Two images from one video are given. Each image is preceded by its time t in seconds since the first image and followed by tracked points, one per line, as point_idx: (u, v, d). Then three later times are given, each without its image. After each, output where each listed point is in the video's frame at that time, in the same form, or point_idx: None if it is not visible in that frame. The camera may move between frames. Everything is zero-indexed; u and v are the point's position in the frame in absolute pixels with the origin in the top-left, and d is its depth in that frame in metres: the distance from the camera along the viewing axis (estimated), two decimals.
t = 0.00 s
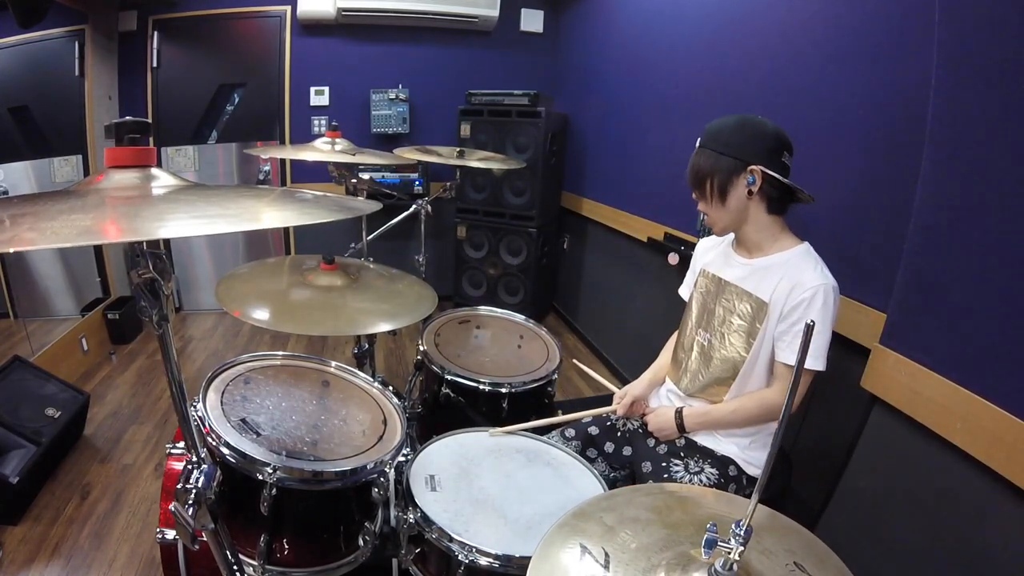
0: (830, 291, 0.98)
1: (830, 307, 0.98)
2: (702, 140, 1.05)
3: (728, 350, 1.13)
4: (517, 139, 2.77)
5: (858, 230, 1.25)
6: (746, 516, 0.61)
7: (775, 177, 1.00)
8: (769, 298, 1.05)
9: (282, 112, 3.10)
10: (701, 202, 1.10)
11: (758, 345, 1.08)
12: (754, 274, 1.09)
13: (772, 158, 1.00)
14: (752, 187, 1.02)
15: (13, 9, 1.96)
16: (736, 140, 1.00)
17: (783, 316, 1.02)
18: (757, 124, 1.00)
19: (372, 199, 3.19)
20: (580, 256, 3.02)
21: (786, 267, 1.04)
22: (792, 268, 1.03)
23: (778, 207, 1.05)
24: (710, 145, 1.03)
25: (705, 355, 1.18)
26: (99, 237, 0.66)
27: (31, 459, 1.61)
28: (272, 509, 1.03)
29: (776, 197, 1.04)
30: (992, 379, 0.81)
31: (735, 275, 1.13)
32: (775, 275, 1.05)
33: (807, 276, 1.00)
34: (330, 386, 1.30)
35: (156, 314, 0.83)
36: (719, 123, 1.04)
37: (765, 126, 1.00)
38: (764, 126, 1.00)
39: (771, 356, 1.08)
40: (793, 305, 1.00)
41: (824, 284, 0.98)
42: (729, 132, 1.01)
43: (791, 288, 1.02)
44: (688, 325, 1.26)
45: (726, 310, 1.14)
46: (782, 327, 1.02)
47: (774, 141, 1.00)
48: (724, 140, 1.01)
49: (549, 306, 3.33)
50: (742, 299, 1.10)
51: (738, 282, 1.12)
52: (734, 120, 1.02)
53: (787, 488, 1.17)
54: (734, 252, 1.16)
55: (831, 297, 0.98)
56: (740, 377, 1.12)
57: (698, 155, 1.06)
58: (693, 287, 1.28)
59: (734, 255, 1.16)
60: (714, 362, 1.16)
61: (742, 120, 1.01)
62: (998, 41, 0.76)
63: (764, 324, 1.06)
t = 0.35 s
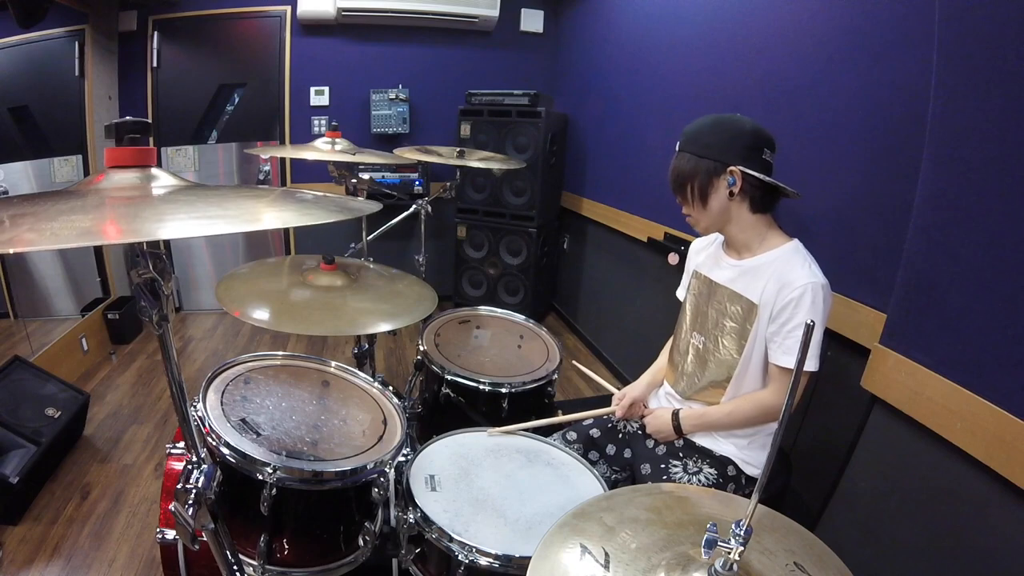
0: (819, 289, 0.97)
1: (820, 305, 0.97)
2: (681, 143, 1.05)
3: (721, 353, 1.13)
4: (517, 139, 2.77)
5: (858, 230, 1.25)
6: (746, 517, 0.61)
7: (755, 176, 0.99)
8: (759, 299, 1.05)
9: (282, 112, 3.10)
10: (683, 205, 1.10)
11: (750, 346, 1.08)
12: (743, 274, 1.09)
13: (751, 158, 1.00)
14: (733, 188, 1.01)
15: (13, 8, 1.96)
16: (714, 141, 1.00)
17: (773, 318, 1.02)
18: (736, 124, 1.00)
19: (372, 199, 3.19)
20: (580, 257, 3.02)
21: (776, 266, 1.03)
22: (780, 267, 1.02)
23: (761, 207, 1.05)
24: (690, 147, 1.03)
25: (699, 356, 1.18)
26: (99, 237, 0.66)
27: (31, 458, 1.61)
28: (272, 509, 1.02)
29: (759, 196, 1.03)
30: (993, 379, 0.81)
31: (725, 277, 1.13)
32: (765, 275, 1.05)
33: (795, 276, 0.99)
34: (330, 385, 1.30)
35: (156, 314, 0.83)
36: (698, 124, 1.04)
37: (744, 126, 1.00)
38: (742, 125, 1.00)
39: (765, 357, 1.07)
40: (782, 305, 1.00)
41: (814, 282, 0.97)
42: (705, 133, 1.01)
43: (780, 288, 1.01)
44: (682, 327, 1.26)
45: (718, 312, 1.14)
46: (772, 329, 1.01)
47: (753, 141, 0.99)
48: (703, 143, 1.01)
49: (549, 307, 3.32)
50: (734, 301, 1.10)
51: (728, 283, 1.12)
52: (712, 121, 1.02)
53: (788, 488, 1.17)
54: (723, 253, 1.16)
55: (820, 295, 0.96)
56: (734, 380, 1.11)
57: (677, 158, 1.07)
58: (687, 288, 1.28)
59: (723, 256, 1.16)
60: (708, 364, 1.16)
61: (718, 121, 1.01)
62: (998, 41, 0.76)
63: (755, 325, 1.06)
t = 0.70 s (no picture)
0: (812, 286, 0.96)
1: (812, 303, 0.96)
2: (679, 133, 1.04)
3: (713, 349, 1.13)
4: (517, 139, 2.77)
5: (858, 231, 1.25)
6: (745, 518, 0.61)
7: (754, 172, 0.99)
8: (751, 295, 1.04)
9: (282, 112, 3.10)
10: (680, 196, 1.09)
11: (743, 343, 1.07)
12: (736, 269, 1.08)
13: (749, 152, 0.99)
14: (731, 184, 1.01)
15: (13, 9, 1.96)
16: (714, 134, 0.99)
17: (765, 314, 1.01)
18: (737, 115, 0.98)
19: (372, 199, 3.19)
20: (580, 256, 3.02)
21: (769, 262, 1.02)
22: (774, 264, 1.01)
23: (756, 203, 1.05)
24: (688, 138, 1.02)
25: (693, 352, 1.18)
26: (99, 237, 0.66)
27: (31, 458, 1.61)
28: (272, 509, 1.03)
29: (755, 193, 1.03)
30: (992, 380, 0.81)
31: (717, 271, 1.12)
32: (758, 270, 1.04)
33: (789, 273, 0.98)
34: (331, 385, 1.30)
35: (156, 314, 0.83)
36: (697, 111, 1.02)
37: (745, 118, 0.98)
38: (743, 118, 0.98)
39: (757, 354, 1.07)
40: (774, 303, 0.99)
41: (807, 279, 0.96)
42: (703, 123, 1.00)
43: (773, 285, 1.00)
44: (678, 322, 1.26)
45: (711, 306, 1.14)
46: (764, 326, 1.01)
47: (753, 136, 0.98)
48: (702, 134, 1.00)
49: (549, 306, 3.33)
50: (726, 296, 1.10)
51: (722, 278, 1.11)
52: (713, 110, 0.99)
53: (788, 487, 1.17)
54: (720, 247, 1.15)
55: (813, 293, 0.95)
56: (727, 378, 1.10)
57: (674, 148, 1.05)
58: (682, 281, 1.29)
59: (717, 250, 1.15)
60: (701, 360, 1.15)
61: (716, 110, 0.99)
62: (998, 42, 0.76)
63: (747, 321, 1.05)
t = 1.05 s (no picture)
0: (827, 310, 0.94)
1: (826, 326, 0.95)
2: (693, 138, 0.97)
3: (715, 360, 1.12)
4: (517, 139, 2.77)
5: (858, 231, 1.25)
6: (745, 519, 0.61)
7: (776, 182, 0.95)
8: (761, 311, 1.03)
9: (282, 112, 3.10)
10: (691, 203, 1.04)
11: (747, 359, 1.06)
12: (745, 279, 1.07)
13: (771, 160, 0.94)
14: (749, 196, 0.98)
15: (13, 9, 1.97)
16: (735, 143, 0.92)
17: (774, 333, 1.00)
18: (759, 121, 0.91)
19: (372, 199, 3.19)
20: (580, 257, 3.02)
21: (782, 278, 1.01)
22: (787, 281, 1.00)
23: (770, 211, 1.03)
24: (705, 144, 0.95)
25: (694, 360, 1.18)
26: (99, 238, 0.66)
27: (31, 458, 1.61)
28: (272, 509, 1.03)
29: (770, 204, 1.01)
30: (991, 380, 0.81)
31: (727, 280, 1.11)
32: (769, 285, 1.03)
33: (805, 293, 0.96)
34: (330, 385, 1.30)
35: (156, 314, 0.83)
36: (713, 111, 0.94)
37: (768, 124, 0.92)
38: (766, 124, 0.92)
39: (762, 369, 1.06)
40: (786, 323, 0.98)
41: (822, 302, 0.94)
42: (721, 129, 0.93)
43: (785, 304, 0.99)
44: (680, 327, 1.25)
45: (716, 316, 1.13)
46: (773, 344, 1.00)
47: (776, 145, 0.93)
48: (722, 142, 0.93)
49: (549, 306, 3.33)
50: (734, 308, 1.08)
51: (732, 288, 1.10)
52: (735, 113, 0.92)
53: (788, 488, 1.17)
54: (730, 253, 1.13)
55: (829, 316, 0.94)
56: (728, 391, 1.10)
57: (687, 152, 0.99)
58: (684, 280, 1.28)
59: (727, 257, 1.13)
60: (702, 371, 1.15)
61: (734, 113, 0.92)
62: (998, 41, 0.76)
63: (754, 337, 1.04)
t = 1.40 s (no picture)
0: (840, 325, 0.94)
1: (837, 339, 0.94)
2: (796, 182, 0.78)
3: (719, 367, 1.12)
4: (517, 139, 2.77)
5: (858, 231, 1.25)
6: (745, 519, 0.61)
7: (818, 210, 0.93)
8: (770, 322, 1.02)
9: (282, 112, 3.10)
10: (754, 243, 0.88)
11: (755, 368, 1.05)
12: (753, 288, 1.06)
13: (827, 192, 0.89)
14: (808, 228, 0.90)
15: (13, 9, 1.97)
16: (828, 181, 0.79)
17: (784, 344, 1.00)
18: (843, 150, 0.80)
19: (372, 199, 3.19)
20: (580, 257, 3.02)
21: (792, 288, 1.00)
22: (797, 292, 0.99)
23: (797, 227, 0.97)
24: (800, 186, 0.78)
25: (698, 366, 1.18)
26: (98, 237, 0.66)
27: (31, 458, 1.61)
28: (272, 509, 1.03)
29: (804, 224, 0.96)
30: (990, 380, 0.81)
31: (734, 287, 1.10)
32: (778, 296, 1.02)
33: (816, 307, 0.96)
34: (330, 385, 1.30)
35: (156, 314, 0.83)
36: (823, 152, 0.77)
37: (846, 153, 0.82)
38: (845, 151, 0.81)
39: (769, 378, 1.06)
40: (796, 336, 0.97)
41: (835, 316, 0.94)
42: (828, 173, 0.78)
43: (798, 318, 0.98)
44: (685, 332, 1.25)
45: (722, 324, 1.12)
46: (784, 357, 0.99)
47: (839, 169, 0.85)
48: (817, 182, 0.79)
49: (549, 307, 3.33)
50: (741, 316, 1.08)
51: (739, 297, 1.09)
52: (829, 146, 0.77)
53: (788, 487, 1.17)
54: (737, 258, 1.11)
55: (841, 331, 0.93)
56: (734, 399, 1.10)
57: (779, 195, 0.80)
58: (687, 281, 1.27)
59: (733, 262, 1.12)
60: (706, 377, 1.15)
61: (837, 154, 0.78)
62: (998, 41, 0.76)
63: (763, 347, 1.03)
